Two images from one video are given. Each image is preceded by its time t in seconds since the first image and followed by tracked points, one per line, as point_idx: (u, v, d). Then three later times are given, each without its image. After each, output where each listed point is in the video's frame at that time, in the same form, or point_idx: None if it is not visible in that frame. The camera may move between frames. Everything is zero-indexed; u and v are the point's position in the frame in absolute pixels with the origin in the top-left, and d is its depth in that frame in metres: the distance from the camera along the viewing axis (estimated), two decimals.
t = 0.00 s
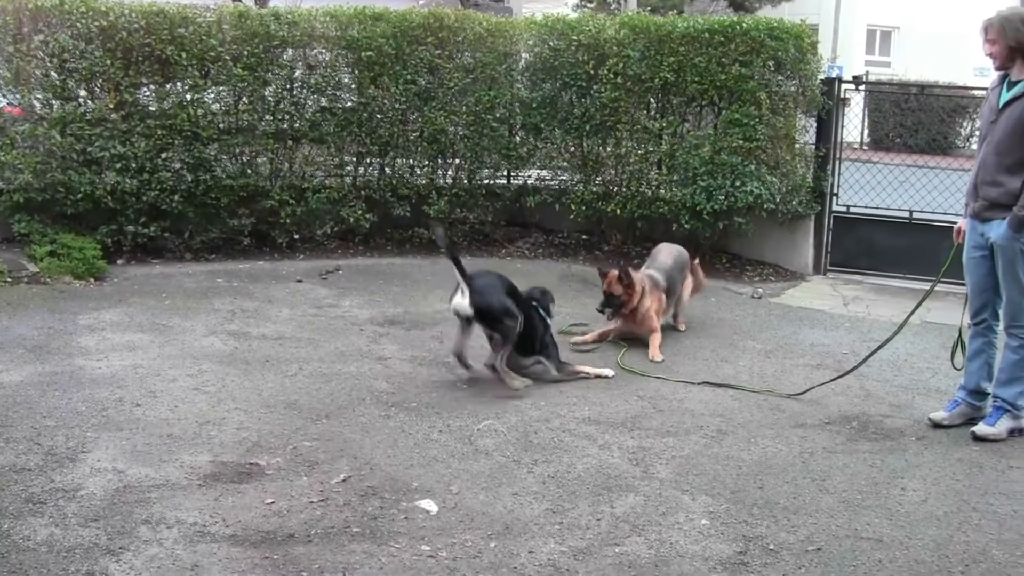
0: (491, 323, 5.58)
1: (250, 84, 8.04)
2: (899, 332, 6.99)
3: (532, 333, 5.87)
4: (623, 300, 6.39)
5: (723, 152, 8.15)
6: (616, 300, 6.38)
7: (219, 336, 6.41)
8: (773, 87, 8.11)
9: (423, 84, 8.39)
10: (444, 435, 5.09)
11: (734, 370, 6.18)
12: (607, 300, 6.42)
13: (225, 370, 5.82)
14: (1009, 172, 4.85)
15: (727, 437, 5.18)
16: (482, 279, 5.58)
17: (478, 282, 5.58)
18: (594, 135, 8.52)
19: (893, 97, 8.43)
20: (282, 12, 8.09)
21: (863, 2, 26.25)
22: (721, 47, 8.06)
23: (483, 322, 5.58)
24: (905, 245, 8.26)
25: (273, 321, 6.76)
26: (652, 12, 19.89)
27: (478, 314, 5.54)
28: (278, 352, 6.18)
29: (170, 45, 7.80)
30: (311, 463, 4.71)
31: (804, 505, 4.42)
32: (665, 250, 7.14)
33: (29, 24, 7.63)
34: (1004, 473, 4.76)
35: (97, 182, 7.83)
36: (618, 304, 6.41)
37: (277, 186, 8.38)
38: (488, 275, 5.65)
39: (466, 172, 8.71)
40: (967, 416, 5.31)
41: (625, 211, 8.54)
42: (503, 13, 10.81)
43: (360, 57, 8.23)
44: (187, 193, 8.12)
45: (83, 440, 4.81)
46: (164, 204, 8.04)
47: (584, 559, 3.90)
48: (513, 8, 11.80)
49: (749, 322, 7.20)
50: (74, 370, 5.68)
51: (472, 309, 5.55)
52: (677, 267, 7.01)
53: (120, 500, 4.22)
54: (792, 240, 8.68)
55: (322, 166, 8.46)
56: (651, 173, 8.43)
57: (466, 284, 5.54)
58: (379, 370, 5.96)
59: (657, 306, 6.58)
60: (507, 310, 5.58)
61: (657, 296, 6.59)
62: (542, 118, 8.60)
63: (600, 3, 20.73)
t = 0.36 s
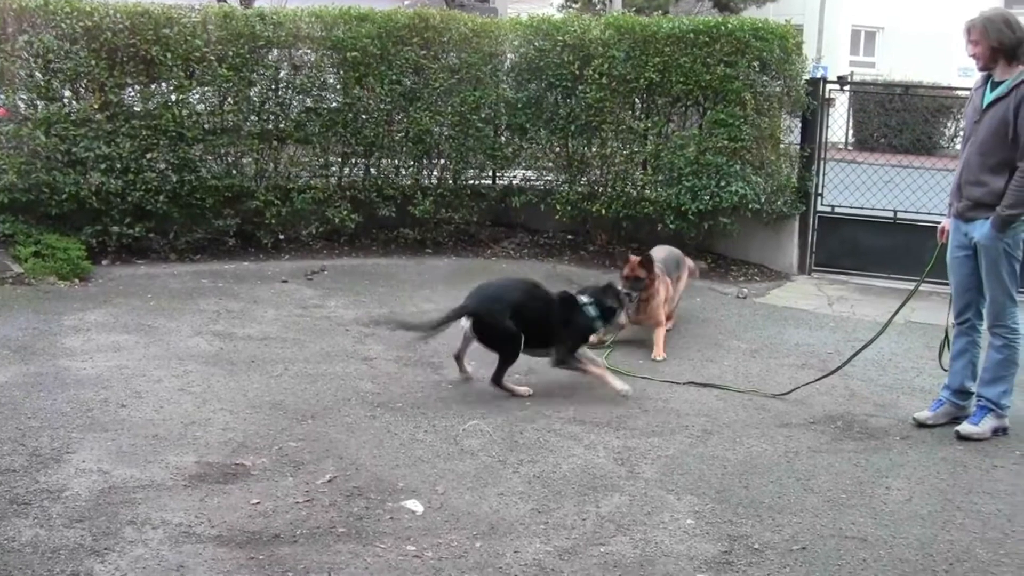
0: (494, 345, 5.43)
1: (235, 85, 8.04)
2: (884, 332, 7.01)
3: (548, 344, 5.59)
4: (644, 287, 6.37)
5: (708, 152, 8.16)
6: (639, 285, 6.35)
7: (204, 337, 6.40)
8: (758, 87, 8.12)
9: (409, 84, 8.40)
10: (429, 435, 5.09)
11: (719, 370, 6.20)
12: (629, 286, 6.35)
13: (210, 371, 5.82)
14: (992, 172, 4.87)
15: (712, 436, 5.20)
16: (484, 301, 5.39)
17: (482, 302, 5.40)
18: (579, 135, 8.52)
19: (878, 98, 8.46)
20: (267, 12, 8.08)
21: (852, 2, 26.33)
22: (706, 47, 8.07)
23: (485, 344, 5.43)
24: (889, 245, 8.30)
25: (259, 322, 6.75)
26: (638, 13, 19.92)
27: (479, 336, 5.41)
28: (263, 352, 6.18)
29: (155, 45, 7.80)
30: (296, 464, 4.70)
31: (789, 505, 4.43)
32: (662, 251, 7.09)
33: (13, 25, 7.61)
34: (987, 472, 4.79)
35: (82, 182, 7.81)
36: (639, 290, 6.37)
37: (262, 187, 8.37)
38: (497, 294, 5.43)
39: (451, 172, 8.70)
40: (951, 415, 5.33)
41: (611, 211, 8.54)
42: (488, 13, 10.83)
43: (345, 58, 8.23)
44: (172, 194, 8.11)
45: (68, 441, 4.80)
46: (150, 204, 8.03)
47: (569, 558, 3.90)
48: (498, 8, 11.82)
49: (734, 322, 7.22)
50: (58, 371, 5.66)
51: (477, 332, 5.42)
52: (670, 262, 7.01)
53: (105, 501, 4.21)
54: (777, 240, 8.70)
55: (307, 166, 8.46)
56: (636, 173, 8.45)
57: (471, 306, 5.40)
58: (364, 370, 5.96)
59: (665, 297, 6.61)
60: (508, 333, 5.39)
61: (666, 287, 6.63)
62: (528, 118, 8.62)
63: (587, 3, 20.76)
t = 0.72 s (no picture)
0: (503, 344, 5.02)
1: (209, 85, 8.04)
2: (859, 327, 7.06)
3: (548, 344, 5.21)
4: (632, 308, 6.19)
5: (682, 150, 8.20)
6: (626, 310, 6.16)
7: (179, 338, 6.38)
8: (732, 85, 8.18)
9: (383, 83, 8.40)
10: (406, 435, 5.09)
11: (694, 367, 6.22)
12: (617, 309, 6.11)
13: (186, 372, 5.80)
14: (963, 169, 4.90)
15: (688, 433, 5.22)
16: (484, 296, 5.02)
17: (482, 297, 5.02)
18: (554, 133, 8.55)
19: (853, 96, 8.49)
20: (241, 12, 8.09)
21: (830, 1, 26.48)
22: (679, 45, 8.14)
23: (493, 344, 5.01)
24: (864, 241, 8.37)
25: (234, 323, 6.73)
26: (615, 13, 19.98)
27: (488, 335, 4.98)
28: (238, 353, 6.16)
29: (128, 45, 7.80)
30: (273, 464, 4.70)
31: (764, 500, 4.46)
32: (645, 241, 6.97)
33: None
34: (961, 466, 4.82)
35: (55, 183, 7.76)
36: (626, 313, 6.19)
37: (237, 186, 8.32)
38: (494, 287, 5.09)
39: (426, 171, 8.70)
40: (926, 410, 5.37)
41: (586, 209, 8.54)
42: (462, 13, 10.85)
43: (319, 57, 8.24)
44: (146, 195, 8.08)
45: (42, 444, 4.78)
46: (124, 205, 7.99)
47: (546, 555, 3.92)
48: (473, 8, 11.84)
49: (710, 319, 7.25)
50: (32, 373, 5.63)
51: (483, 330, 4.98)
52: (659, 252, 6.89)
53: (80, 503, 4.20)
54: (752, 237, 8.74)
55: (281, 166, 8.43)
56: (611, 171, 8.48)
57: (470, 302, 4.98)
58: (340, 370, 5.95)
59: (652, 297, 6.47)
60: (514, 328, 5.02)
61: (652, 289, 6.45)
62: (502, 117, 8.63)
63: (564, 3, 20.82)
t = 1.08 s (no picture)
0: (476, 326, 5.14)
1: (179, 86, 8.03)
2: (833, 325, 7.10)
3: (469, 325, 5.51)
4: (586, 276, 6.25)
5: (654, 150, 8.21)
6: (578, 276, 6.24)
7: (152, 341, 6.36)
8: (703, 84, 8.19)
9: (355, 84, 8.40)
10: (379, 435, 5.09)
11: (668, 366, 6.24)
12: (569, 278, 6.25)
13: (159, 374, 5.79)
14: (932, 166, 4.91)
15: (662, 431, 5.23)
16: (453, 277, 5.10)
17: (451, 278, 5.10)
18: (526, 133, 8.55)
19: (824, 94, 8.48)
20: (211, 13, 8.10)
21: None
22: (650, 45, 8.16)
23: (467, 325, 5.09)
24: (836, 238, 8.46)
25: (207, 325, 6.72)
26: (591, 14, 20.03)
27: (466, 314, 5.07)
28: (211, 355, 6.15)
29: (98, 47, 7.77)
30: (246, 466, 4.69)
31: (738, 498, 4.47)
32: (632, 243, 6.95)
33: None
34: (934, 461, 4.85)
35: (25, 186, 7.73)
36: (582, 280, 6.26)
37: (208, 189, 8.32)
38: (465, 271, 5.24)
39: (398, 172, 8.70)
40: (898, 406, 5.39)
41: (558, 209, 8.57)
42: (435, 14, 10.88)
43: (290, 59, 8.24)
44: (117, 197, 8.06)
45: (13, 448, 4.75)
46: (95, 208, 7.97)
47: (521, 555, 3.92)
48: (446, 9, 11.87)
49: (684, 317, 7.28)
50: (3, 377, 5.60)
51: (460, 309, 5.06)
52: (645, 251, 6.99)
53: (52, 507, 4.18)
54: (724, 235, 8.78)
55: (253, 168, 8.43)
56: (583, 171, 8.48)
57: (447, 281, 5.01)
58: (313, 372, 5.95)
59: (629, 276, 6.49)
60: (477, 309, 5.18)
61: (626, 265, 6.50)
62: (474, 117, 8.64)
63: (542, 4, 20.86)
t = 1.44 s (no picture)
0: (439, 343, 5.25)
1: (167, 84, 8.03)
2: (823, 323, 7.10)
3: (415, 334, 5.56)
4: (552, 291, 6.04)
5: (642, 147, 8.21)
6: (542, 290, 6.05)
7: (140, 339, 6.36)
8: (692, 82, 8.19)
9: (343, 82, 8.40)
10: (367, 433, 5.09)
11: (656, 364, 6.25)
12: (536, 293, 6.06)
13: (147, 372, 5.79)
14: (921, 165, 4.91)
15: (650, 430, 5.23)
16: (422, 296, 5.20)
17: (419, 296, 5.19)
18: (514, 131, 8.56)
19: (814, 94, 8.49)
20: (199, 11, 8.10)
21: None
22: (639, 43, 8.15)
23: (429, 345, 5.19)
24: (825, 237, 8.44)
25: (195, 323, 6.72)
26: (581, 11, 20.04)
27: (432, 337, 5.16)
28: (199, 353, 6.15)
29: (86, 45, 7.75)
30: (234, 464, 4.68)
31: (726, 496, 4.47)
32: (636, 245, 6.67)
33: None
34: (922, 460, 4.85)
35: (14, 183, 7.72)
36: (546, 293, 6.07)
37: (197, 186, 8.34)
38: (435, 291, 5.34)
39: (387, 170, 8.70)
40: (886, 405, 5.39)
41: (546, 207, 8.61)
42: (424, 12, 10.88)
43: (278, 56, 8.24)
44: (106, 195, 8.08)
45: (1, 446, 4.75)
46: (83, 206, 7.98)
47: (509, 554, 3.92)
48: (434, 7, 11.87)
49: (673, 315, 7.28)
50: None
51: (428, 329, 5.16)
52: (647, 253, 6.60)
53: (40, 505, 4.17)
54: (712, 234, 8.82)
55: (241, 166, 8.43)
56: (570, 169, 8.52)
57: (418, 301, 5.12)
58: (301, 370, 5.94)
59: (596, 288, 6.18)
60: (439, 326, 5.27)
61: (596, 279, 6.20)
62: (462, 115, 8.63)
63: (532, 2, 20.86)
